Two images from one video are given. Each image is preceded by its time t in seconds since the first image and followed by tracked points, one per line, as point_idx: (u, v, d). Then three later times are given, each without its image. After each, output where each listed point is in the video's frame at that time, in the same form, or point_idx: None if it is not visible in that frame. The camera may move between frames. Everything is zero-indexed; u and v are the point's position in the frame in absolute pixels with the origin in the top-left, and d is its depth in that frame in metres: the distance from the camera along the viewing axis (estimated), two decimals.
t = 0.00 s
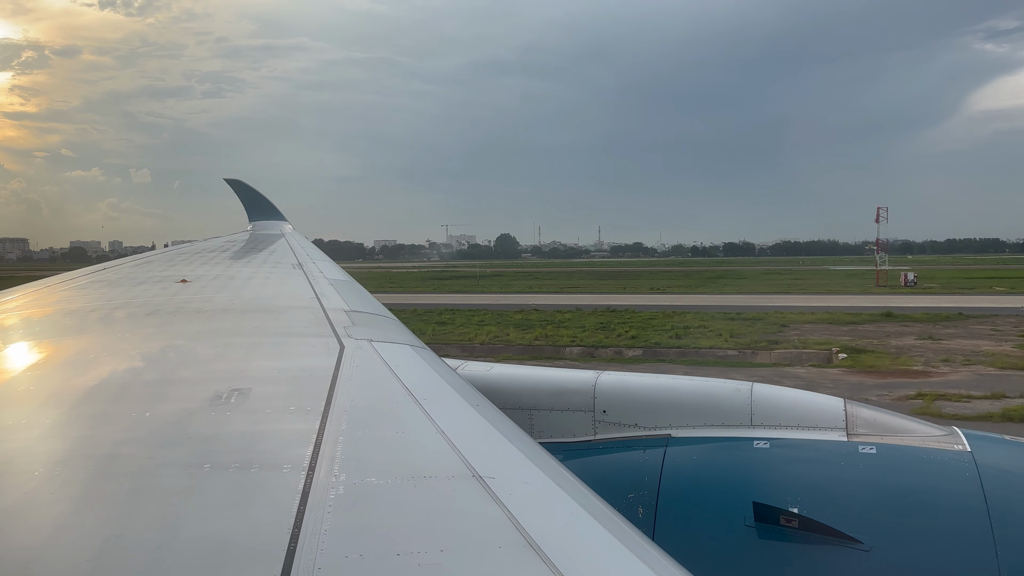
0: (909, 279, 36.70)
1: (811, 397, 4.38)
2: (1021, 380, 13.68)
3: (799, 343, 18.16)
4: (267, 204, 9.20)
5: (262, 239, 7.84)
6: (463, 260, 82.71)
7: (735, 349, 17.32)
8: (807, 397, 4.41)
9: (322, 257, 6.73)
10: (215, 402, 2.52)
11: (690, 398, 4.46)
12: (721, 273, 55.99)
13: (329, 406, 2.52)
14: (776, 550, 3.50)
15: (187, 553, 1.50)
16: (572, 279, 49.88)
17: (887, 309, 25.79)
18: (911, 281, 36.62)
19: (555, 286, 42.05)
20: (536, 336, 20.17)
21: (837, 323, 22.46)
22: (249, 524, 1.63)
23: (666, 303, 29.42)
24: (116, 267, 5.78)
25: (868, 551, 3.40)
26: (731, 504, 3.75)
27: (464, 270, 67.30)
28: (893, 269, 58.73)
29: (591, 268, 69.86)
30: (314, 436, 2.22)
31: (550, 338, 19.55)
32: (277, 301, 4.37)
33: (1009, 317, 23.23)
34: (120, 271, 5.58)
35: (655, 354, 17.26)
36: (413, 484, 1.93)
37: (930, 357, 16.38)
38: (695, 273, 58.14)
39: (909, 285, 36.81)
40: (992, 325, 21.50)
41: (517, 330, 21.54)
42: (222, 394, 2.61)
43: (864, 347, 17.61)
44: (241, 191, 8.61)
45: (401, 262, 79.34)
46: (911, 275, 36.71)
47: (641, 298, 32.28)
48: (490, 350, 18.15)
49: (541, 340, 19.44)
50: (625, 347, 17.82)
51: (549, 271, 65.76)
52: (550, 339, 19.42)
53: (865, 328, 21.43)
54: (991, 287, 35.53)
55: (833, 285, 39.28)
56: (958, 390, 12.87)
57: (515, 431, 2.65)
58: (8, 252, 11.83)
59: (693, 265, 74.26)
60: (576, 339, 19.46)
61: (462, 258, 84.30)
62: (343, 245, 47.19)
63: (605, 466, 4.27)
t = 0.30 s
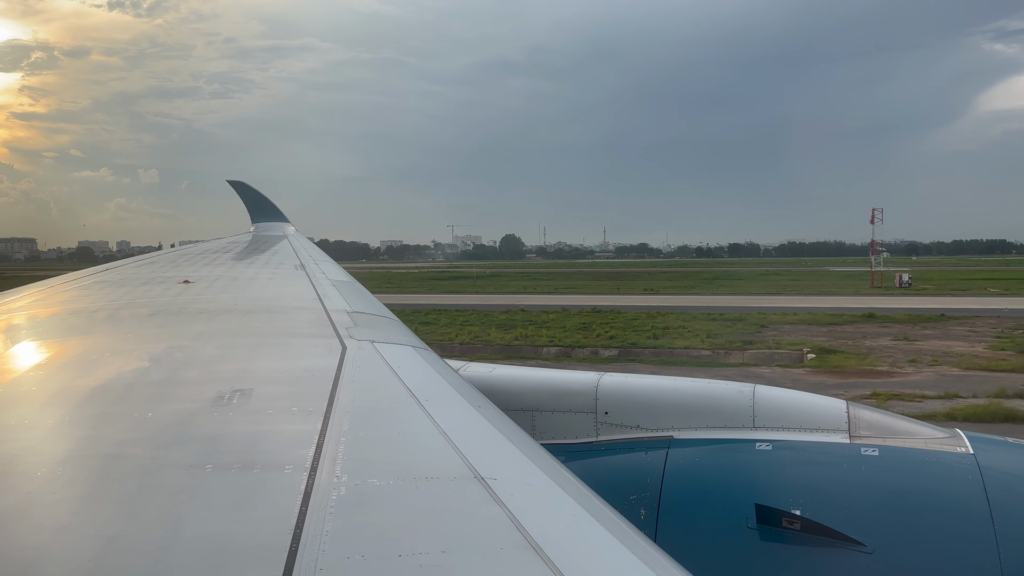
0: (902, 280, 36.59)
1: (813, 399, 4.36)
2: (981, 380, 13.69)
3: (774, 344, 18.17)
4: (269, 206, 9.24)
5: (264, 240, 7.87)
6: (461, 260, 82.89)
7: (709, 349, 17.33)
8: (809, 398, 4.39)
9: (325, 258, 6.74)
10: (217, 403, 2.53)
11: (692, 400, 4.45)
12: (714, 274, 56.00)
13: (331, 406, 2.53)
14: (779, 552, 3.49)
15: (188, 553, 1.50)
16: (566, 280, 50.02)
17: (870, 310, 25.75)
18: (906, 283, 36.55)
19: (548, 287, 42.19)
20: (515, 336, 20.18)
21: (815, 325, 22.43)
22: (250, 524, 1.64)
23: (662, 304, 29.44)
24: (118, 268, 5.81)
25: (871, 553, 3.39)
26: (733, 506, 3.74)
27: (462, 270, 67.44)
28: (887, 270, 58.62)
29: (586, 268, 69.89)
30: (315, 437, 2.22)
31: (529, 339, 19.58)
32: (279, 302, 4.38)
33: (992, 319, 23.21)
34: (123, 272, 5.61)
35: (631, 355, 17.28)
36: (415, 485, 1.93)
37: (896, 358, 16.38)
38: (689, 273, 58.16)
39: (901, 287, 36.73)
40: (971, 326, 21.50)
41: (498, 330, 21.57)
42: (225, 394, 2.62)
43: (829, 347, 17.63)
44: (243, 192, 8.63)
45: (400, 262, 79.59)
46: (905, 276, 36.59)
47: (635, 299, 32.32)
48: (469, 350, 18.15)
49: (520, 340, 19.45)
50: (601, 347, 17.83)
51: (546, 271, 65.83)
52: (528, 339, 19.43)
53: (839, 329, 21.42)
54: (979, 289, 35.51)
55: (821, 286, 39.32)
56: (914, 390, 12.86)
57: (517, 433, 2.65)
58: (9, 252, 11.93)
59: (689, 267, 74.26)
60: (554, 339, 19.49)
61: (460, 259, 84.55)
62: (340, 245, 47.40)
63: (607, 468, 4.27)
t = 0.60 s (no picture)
0: (899, 280, 36.31)
1: (816, 400, 4.35)
2: (940, 381, 13.69)
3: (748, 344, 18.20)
4: (272, 206, 9.26)
5: (266, 240, 7.88)
6: (462, 260, 82.95)
7: (684, 349, 17.35)
8: (812, 399, 4.37)
9: (327, 258, 6.75)
10: (219, 403, 2.53)
11: (695, 400, 4.44)
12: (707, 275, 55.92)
13: (333, 407, 2.53)
14: (781, 553, 3.49)
15: (190, 553, 1.50)
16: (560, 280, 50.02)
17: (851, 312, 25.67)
18: (900, 285, 36.52)
19: (541, 287, 42.20)
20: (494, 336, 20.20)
21: (795, 325, 22.44)
22: (252, 524, 1.64)
23: (656, 304, 29.43)
24: (121, 267, 5.83)
25: (873, 554, 3.39)
26: (736, 507, 3.73)
27: (459, 270, 67.51)
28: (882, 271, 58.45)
29: (582, 269, 69.84)
30: (318, 437, 2.22)
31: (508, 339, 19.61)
32: (281, 302, 4.39)
33: (973, 319, 23.21)
34: (125, 271, 5.64)
35: (607, 355, 17.30)
36: (418, 486, 1.93)
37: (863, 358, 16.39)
38: (684, 274, 58.11)
39: (897, 288, 36.50)
40: (952, 327, 21.50)
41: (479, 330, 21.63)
42: (227, 394, 2.62)
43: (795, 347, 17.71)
44: (246, 191, 8.65)
45: (400, 262, 79.70)
46: (898, 278, 36.54)
47: (632, 299, 32.31)
48: (447, 350, 18.19)
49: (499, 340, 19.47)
50: (578, 348, 17.82)
51: (544, 272, 65.80)
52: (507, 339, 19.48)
53: (814, 329, 21.44)
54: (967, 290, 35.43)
55: (813, 287, 39.24)
56: (868, 390, 12.88)
57: (521, 434, 2.64)
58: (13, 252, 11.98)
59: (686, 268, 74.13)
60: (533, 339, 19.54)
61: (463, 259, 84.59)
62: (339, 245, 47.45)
63: (609, 468, 4.27)
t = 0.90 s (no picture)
0: (893, 282, 36.16)
1: (819, 401, 4.33)
2: (897, 381, 13.72)
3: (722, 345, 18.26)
4: (275, 207, 9.28)
5: (268, 241, 7.89)
6: (461, 261, 83.01)
7: (658, 350, 17.37)
8: (816, 400, 4.36)
9: (329, 259, 6.74)
10: (221, 404, 2.54)
11: (697, 401, 4.44)
12: (699, 277, 55.91)
13: (335, 408, 2.53)
14: (784, 555, 3.48)
15: (191, 554, 1.50)
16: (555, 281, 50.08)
17: (832, 313, 25.66)
18: (893, 286, 36.47)
19: (535, 288, 42.20)
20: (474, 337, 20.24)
21: (773, 326, 22.47)
22: (254, 525, 1.64)
23: (651, 305, 29.42)
24: (124, 268, 5.86)
25: (875, 556, 3.38)
26: (738, 509, 3.72)
27: (456, 271, 67.61)
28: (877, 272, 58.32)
29: (578, 270, 69.84)
30: (319, 438, 2.22)
31: (488, 339, 19.65)
32: (283, 303, 4.39)
33: (953, 321, 23.17)
34: (127, 272, 5.66)
35: (583, 355, 17.33)
36: (420, 487, 1.93)
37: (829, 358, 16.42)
38: (679, 274, 58.09)
39: (891, 289, 36.37)
40: (931, 328, 21.50)
41: (459, 330, 21.70)
42: (229, 395, 2.63)
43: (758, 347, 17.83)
44: (247, 191, 8.66)
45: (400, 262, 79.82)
46: (892, 280, 36.47)
47: (629, 300, 32.29)
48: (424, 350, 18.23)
49: (478, 340, 19.50)
50: (554, 348, 17.81)
51: (542, 273, 65.84)
52: (486, 340, 19.51)
53: (788, 330, 21.47)
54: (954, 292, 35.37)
55: (805, 288, 39.18)
56: (824, 390, 12.91)
57: (522, 434, 2.64)
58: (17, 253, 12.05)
59: (682, 269, 74.08)
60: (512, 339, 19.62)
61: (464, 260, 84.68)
62: (338, 245, 47.55)
63: (612, 469, 4.27)
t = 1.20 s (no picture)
0: (885, 284, 35.95)
1: (821, 403, 4.32)
2: (856, 380, 13.73)
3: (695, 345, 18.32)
4: (277, 207, 9.29)
5: (270, 241, 7.88)
6: (461, 262, 83.11)
7: (632, 351, 17.41)
8: (818, 402, 4.35)
9: (331, 260, 6.74)
10: (224, 404, 2.54)
11: (699, 403, 4.43)
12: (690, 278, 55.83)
13: (336, 409, 2.53)
14: (787, 557, 3.46)
15: (193, 556, 1.50)
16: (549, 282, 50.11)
17: (813, 314, 25.69)
18: (887, 289, 36.32)
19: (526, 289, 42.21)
20: (454, 337, 20.30)
21: (752, 327, 22.47)
22: (256, 526, 1.65)
23: (644, 306, 29.43)
24: (127, 268, 5.89)
25: (878, 558, 3.36)
26: (741, 511, 3.71)
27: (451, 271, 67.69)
28: (869, 274, 58.17)
29: (573, 271, 69.86)
30: (321, 439, 2.22)
31: (468, 339, 19.70)
32: (286, 304, 4.40)
33: (931, 322, 23.15)
34: (130, 273, 5.67)
35: (559, 355, 17.36)
36: (421, 488, 1.92)
37: (796, 358, 16.45)
38: (671, 276, 58.08)
39: (882, 291, 36.25)
40: (908, 328, 21.49)
41: (439, 330, 21.80)
42: (232, 396, 2.63)
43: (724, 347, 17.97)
44: (249, 192, 8.69)
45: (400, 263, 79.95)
46: (886, 282, 36.34)
47: (621, 302, 32.29)
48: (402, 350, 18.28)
49: (456, 340, 19.53)
50: (531, 349, 17.84)
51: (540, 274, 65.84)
52: (465, 340, 19.57)
53: (764, 330, 21.49)
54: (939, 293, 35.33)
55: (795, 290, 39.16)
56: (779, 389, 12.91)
57: (524, 436, 2.64)
58: (21, 253, 12.12)
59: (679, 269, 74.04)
60: (491, 339, 19.71)
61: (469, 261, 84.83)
62: (338, 244, 47.69)
63: (614, 471, 4.26)
